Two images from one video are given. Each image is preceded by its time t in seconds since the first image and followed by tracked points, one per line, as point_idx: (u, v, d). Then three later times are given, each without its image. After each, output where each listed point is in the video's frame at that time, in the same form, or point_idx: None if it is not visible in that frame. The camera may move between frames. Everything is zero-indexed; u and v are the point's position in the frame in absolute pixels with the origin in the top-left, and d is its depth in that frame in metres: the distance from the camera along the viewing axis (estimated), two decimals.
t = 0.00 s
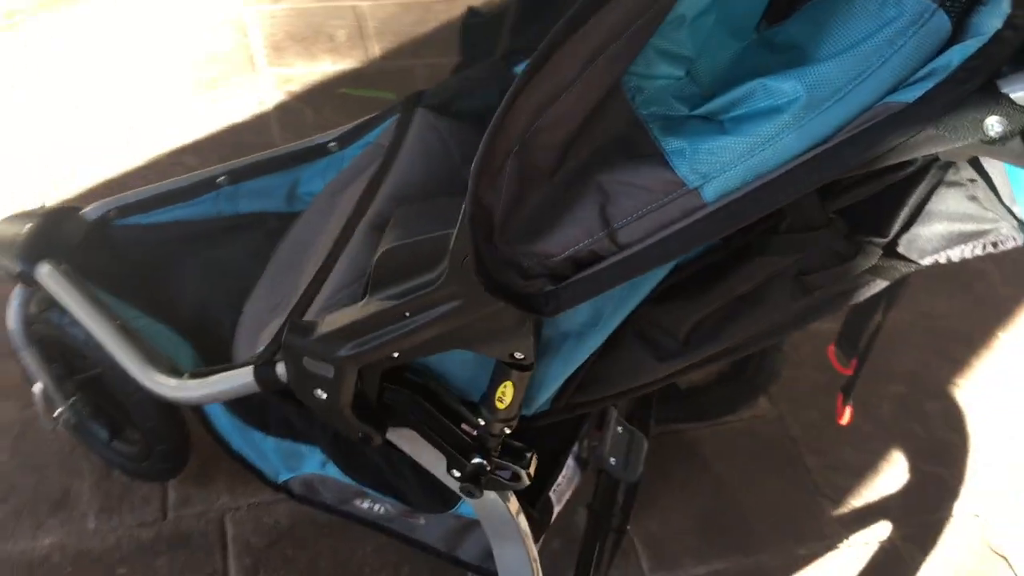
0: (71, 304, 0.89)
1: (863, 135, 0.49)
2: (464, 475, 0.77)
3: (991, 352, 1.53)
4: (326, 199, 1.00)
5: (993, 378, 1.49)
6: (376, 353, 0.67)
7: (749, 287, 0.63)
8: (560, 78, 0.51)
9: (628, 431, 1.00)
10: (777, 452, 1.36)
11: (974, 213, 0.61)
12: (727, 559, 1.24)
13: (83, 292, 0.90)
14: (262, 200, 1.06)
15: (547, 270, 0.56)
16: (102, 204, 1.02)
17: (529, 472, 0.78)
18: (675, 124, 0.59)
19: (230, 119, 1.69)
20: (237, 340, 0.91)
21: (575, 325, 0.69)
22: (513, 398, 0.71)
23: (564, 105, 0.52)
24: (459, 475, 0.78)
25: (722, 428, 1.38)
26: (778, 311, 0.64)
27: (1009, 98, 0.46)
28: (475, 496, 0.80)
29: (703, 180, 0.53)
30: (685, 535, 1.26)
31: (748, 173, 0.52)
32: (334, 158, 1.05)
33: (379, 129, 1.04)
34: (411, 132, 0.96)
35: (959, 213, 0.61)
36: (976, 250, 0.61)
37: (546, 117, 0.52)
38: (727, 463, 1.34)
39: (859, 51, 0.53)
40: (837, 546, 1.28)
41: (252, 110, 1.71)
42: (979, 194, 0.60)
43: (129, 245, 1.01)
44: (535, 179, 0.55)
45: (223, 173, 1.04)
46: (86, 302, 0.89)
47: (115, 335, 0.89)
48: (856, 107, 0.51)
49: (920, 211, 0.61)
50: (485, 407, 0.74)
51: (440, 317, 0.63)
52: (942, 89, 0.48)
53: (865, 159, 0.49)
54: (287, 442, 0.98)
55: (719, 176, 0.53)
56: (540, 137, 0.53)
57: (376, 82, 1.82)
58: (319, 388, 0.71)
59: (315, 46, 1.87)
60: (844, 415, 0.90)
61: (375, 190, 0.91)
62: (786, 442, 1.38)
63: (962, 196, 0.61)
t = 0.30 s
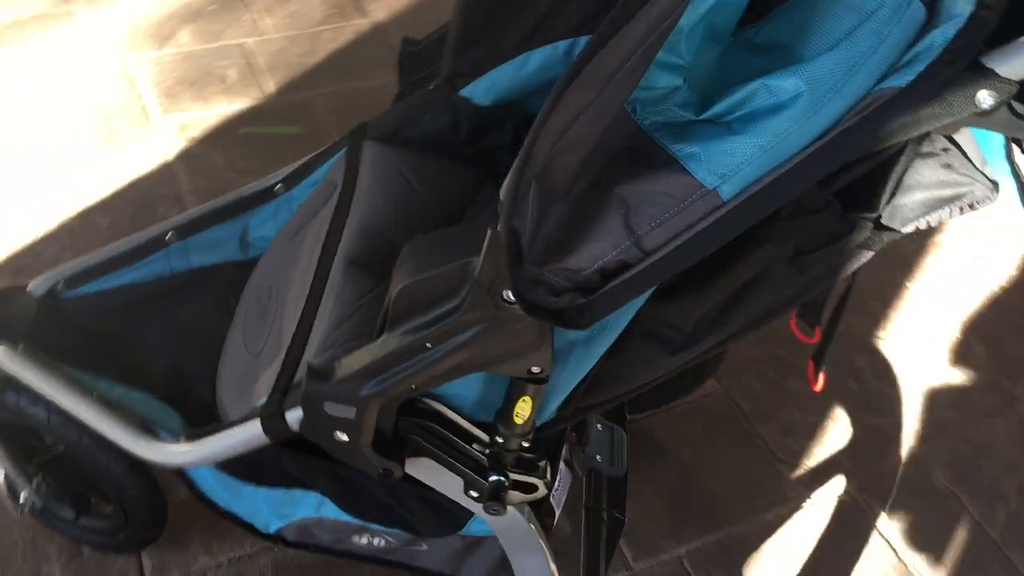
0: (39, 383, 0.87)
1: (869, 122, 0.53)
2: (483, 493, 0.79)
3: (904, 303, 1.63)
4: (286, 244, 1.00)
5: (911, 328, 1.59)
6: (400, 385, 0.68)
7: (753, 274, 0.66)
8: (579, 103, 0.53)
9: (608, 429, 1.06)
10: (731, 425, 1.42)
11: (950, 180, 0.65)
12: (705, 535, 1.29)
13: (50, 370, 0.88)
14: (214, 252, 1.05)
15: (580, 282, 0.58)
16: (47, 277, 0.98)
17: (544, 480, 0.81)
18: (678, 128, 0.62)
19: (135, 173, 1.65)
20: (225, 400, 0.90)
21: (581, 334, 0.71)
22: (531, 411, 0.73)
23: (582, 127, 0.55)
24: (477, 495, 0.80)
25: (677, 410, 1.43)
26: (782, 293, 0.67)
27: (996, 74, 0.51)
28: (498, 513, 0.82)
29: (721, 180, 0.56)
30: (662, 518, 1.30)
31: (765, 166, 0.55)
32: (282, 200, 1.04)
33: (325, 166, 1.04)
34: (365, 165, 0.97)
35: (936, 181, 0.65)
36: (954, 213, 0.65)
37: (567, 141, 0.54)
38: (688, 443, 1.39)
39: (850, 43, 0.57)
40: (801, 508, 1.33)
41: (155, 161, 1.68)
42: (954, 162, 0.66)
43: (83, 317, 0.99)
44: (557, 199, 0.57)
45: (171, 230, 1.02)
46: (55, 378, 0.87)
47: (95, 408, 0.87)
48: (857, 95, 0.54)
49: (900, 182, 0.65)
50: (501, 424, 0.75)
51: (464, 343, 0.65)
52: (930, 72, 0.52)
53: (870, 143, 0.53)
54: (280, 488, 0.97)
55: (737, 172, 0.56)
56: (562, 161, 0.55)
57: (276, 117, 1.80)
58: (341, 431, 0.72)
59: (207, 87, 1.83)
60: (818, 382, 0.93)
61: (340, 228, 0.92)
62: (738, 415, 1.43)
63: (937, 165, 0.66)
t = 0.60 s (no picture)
0: (37, 448, 0.84)
1: (868, 109, 0.58)
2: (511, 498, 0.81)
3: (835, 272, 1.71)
4: (264, 280, 1.00)
5: (844, 295, 1.67)
6: (434, 405, 0.70)
7: (758, 259, 0.70)
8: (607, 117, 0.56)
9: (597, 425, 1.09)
10: (694, 407, 1.47)
11: (930, 152, 0.72)
12: (686, 516, 1.33)
13: (47, 433, 0.86)
14: (190, 296, 1.05)
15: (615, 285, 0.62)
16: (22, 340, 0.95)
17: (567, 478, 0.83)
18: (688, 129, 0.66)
19: (63, 226, 1.62)
20: (232, 441, 0.90)
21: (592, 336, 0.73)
22: (557, 413, 0.76)
23: (609, 139, 0.57)
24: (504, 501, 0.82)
25: (641, 399, 1.47)
26: (783, 273, 0.71)
27: (984, 53, 0.55)
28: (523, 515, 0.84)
29: (741, 175, 0.60)
30: (643, 505, 1.34)
31: (778, 160, 0.60)
32: (253, 237, 1.05)
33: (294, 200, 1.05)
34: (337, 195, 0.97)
35: (917, 155, 0.72)
36: (934, 182, 0.72)
37: (596, 153, 0.57)
38: (656, 430, 1.44)
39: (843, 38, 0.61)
40: (771, 477, 1.39)
41: (82, 212, 1.64)
42: (929, 134, 0.72)
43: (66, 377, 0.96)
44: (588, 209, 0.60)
45: (145, 278, 1.02)
46: (55, 441, 0.85)
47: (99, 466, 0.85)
48: (854, 87, 0.59)
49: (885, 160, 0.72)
50: (526, 428, 0.78)
51: (499, 356, 0.67)
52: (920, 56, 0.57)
53: (871, 129, 0.58)
54: (288, 525, 0.94)
55: (754, 167, 0.60)
56: (592, 171, 0.58)
57: (201, 155, 1.78)
58: (375, 456, 0.73)
59: (124, 131, 1.80)
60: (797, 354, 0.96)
61: (326, 259, 0.92)
62: (699, 397, 1.49)
63: (916, 140, 0.72)
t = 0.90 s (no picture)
0: (57, 507, 0.82)
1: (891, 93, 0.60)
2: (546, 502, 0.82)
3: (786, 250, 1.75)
4: (262, 309, 0.99)
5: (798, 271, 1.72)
6: (483, 417, 0.70)
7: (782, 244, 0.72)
8: (656, 119, 0.57)
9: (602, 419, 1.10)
10: (671, 395, 1.50)
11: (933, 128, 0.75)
12: (678, 502, 1.36)
13: (63, 489, 0.84)
14: (182, 332, 1.03)
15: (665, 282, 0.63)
16: (14, 393, 0.93)
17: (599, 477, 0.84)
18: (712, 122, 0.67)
19: (9, 274, 1.57)
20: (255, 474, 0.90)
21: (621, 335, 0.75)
22: (594, 412, 0.77)
23: (654, 139, 0.59)
24: (539, 505, 0.83)
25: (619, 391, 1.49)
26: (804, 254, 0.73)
27: (998, 32, 0.58)
28: (559, 518, 0.85)
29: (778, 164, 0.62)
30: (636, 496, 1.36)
31: (812, 146, 0.62)
32: (240, 267, 1.04)
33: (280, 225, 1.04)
34: (330, 217, 0.97)
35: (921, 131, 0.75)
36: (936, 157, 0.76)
37: (642, 154, 0.58)
38: (638, 419, 1.46)
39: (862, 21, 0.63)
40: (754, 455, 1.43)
41: (27, 258, 1.59)
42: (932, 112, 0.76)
43: (67, 428, 0.93)
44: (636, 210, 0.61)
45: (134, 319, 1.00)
46: (74, 497, 0.83)
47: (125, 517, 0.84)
48: (878, 70, 0.61)
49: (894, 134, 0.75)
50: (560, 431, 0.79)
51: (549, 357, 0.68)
52: (941, 36, 0.59)
53: (898, 110, 0.60)
54: (308, 553, 0.92)
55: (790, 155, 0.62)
56: (639, 172, 0.59)
57: (143, 188, 1.74)
58: (423, 474, 0.73)
59: (59, 170, 1.75)
60: (794, 333, 0.99)
61: (328, 282, 0.92)
62: (674, 384, 1.51)
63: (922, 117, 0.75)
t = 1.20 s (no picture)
0: None
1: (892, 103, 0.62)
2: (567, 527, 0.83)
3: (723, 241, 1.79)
4: (244, 362, 0.97)
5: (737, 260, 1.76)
6: (514, 453, 0.71)
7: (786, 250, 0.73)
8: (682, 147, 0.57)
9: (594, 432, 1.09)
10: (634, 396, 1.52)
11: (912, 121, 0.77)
12: (657, 501, 1.38)
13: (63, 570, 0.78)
14: (159, 393, 1.00)
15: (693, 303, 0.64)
16: None
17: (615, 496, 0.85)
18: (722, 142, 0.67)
19: None
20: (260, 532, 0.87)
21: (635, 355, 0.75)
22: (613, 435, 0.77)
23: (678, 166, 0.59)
24: (560, 531, 0.83)
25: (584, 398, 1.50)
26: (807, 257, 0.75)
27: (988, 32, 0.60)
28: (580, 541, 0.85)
29: (793, 177, 0.63)
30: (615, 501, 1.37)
31: (824, 158, 0.63)
32: (213, 321, 1.01)
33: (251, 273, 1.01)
34: (307, 262, 0.95)
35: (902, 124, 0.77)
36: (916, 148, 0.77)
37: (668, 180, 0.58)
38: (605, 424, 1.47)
39: (854, 32, 0.64)
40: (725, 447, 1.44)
41: None
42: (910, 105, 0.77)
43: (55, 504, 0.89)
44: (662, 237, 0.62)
45: (109, 385, 0.96)
46: None
47: None
48: (878, 78, 0.62)
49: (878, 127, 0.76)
50: (580, 455, 0.79)
51: (578, 390, 0.69)
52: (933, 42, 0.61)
53: (902, 112, 0.62)
54: None
55: (803, 168, 0.63)
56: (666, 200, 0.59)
57: (67, 242, 1.68)
58: (455, 517, 0.72)
59: None
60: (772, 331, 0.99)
61: (315, 329, 0.90)
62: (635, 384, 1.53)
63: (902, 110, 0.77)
